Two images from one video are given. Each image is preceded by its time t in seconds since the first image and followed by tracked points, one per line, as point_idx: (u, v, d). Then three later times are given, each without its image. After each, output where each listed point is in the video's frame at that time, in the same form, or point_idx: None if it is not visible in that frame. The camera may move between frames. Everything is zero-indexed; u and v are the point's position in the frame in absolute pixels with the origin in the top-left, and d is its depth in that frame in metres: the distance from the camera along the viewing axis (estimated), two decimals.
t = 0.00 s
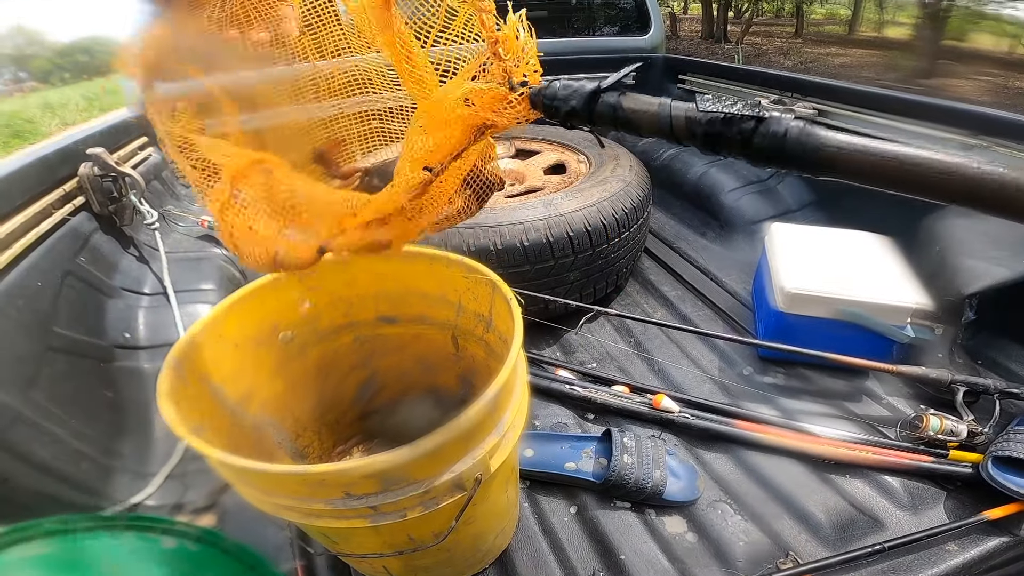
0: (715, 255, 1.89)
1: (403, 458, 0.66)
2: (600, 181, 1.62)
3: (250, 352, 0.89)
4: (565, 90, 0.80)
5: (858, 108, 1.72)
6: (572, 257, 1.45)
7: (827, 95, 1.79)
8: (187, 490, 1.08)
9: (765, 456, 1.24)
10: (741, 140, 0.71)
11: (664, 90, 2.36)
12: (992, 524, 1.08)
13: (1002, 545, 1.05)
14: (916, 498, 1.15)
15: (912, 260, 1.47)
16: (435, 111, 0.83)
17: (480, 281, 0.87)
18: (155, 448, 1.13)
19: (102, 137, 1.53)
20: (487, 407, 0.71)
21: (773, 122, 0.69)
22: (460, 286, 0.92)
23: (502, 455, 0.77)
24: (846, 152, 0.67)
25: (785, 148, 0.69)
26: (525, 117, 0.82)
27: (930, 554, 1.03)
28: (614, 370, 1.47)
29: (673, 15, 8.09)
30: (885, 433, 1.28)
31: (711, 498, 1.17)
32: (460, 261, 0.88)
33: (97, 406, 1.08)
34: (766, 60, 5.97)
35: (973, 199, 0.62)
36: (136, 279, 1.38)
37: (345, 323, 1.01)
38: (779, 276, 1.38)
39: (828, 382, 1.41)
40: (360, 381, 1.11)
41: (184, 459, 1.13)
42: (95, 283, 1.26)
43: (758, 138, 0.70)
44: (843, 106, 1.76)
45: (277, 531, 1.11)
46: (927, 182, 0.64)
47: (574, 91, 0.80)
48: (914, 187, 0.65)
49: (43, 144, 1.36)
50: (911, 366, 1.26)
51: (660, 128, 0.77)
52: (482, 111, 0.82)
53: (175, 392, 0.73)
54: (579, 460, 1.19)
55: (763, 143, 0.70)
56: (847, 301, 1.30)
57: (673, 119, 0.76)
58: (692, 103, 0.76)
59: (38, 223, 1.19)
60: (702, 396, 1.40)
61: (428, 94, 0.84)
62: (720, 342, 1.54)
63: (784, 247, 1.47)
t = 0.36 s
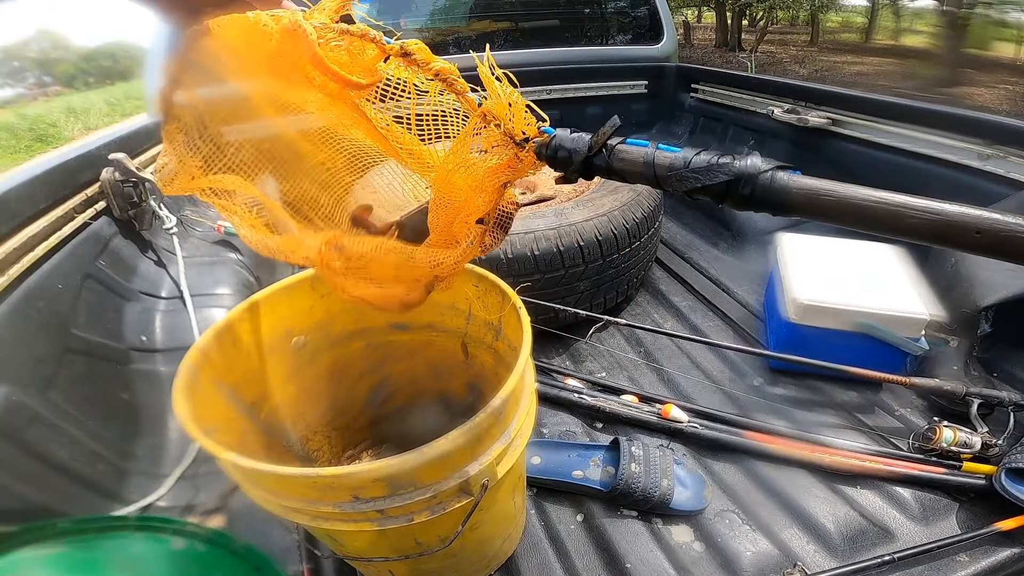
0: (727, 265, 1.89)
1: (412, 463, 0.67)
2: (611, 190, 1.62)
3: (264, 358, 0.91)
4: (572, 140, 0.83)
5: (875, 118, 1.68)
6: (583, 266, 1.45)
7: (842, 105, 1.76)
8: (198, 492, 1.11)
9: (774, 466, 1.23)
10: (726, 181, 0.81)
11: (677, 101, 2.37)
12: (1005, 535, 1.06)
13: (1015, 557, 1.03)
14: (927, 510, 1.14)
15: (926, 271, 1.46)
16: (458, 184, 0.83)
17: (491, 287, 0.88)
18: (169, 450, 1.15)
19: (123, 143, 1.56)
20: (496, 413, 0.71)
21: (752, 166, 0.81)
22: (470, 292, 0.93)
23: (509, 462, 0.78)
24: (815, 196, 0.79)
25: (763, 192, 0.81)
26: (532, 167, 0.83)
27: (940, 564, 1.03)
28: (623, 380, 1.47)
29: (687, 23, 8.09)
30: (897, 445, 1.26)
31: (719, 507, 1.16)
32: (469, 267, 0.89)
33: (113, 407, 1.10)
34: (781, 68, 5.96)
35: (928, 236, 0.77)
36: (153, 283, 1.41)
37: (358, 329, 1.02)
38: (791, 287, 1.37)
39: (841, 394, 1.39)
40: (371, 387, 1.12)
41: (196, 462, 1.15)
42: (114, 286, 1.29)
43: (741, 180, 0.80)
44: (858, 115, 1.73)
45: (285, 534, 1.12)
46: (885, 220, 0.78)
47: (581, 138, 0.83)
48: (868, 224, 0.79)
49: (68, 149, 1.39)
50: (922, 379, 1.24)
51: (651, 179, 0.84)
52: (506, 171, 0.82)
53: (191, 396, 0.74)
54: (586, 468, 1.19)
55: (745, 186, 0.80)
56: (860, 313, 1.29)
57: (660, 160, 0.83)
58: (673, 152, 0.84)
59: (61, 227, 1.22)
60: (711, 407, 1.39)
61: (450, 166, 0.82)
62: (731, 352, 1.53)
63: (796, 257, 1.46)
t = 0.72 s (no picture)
0: (734, 272, 1.88)
1: (416, 466, 0.67)
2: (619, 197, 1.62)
3: (272, 360, 0.92)
4: (579, 152, 0.99)
5: (883, 124, 1.65)
6: (589, 272, 1.46)
7: (850, 111, 1.74)
8: (203, 492, 1.12)
9: (779, 473, 1.22)
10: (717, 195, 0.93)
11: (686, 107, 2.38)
12: (1010, 543, 1.05)
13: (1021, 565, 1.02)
14: (934, 518, 1.13)
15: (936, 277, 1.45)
16: (455, 205, 0.87)
17: (497, 293, 0.88)
18: (175, 450, 1.16)
19: (136, 146, 1.58)
20: (499, 418, 0.71)
21: (744, 185, 0.92)
22: (475, 296, 0.94)
23: (512, 466, 0.78)
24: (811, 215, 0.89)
25: (754, 208, 0.91)
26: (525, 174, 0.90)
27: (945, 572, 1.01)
28: (628, 386, 1.47)
29: (697, 29, 8.09)
30: (904, 453, 1.25)
31: (722, 514, 1.16)
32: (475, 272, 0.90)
33: (122, 407, 1.11)
34: (791, 74, 5.95)
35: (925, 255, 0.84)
36: (163, 284, 1.43)
37: (365, 332, 1.03)
38: (797, 294, 1.37)
39: (848, 403, 1.38)
40: (377, 390, 1.13)
41: (202, 463, 1.17)
42: (125, 288, 1.31)
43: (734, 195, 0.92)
44: (867, 122, 1.69)
45: (288, 535, 1.13)
46: (878, 237, 0.85)
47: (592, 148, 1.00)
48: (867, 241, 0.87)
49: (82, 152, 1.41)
50: (930, 388, 1.22)
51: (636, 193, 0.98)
52: (505, 178, 0.86)
53: (199, 396, 0.75)
54: (589, 474, 1.18)
55: (735, 203, 0.92)
56: (868, 322, 1.28)
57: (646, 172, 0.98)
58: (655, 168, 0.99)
59: (74, 229, 1.24)
60: (717, 414, 1.38)
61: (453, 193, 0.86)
62: (737, 359, 1.52)
63: (803, 264, 1.45)
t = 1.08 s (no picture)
0: (737, 275, 1.88)
1: (418, 465, 0.67)
2: (624, 199, 1.62)
3: (275, 359, 0.92)
4: (556, 126, 1.10)
5: (892, 128, 1.63)
6: (592, 274, 1.46)
7: (854, 113, 1.73)
8: (205, 491, 1.12)
9: (781, 475, 1.22)
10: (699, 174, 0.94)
11: (688, 109, 2.37)
12: (1014, 545, 1.04)
13: None
14: (936, 520, 1.12)
15: (940, 281, 1.45)
16: (439, 163, 1.17)
17: (499, 294, 0.88)
18: (178, 449, 1.17)
19: (142, 145, 1.58)
20: (501, 418, 0.72)
21: (728, 164, 0.93)
22: (479, 299, 0.94)
23: (514, 466, 0.78)
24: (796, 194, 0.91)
25: (739, 185, 0.92)
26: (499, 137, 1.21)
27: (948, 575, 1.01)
28: (631, 388, 1.47)
29: (700, 33, 8.12)
30: (907, 456, 1.25)
31: (724, 516, 1.16)
32: (478, 274, 0.90)
33: (124, 405, 1.12)
34: (796, 77, 5.94)
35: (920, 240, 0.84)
36: (167, 284, 1.44)
37: (368, 332, 1.03)
38: (801, 297, 1.36)
39: (851, 406, 1.38)
40: (380, 391, 1.13)
41: (204, 462, 1.17)
42: (130, 287, 1.32)
43: (717, 174, 0.93)
44: (868, 124, 1.70)
45: (289, 535, 1.13)
46: (847, 218, 0.88)
47: (571, 122, 1.09)
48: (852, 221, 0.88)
49: (88, 152, 1.42)
50: (934, 391, 1.22)
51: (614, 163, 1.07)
52: (481, 146, 1.19)
53: (202, 393, 0.75)
54: (590, 476, 1.18)
55: (718, 180, 0.93)
56: (872, 324, 1.28)
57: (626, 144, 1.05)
58: (637, 138, 1.05)
59: (80, 227, 1.25)
60: (719, 416, 1.38)
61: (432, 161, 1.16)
62: (739, 362, 1.52)
63: (806, 267, 1.45)
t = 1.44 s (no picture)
0: (744, 279, 1.89)
1: (438, 459, 0.69)
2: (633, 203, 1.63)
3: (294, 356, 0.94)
4: (550, 160, 1.00)
5: (900, 133, 1.64)
6: (602, 277, 1.47)
7: (862, 118, 1.73)
8: (218, 489, 1.16)
9: (789, 476, 1.23)
10: (700, 210, 0.94)
11: (698, 113, 2.39)
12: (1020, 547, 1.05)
13: None
14: (943, 522, 1.13)
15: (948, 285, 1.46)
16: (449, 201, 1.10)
17: (517, 295, 0.90)
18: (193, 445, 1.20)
19: (159, 146, 1.61)
20: (519, 415, 0.73)
21: (732, 194, 0.92)
22: (495, 299, 0.95)
23: (529, 463, 0.80)
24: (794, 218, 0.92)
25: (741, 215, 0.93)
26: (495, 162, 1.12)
27: None
28: (640, 391, 1.48)
29: (707, 36, 8.14)
30: (914, 458, 1.25)
31: (732, 516, 1.17)
32: (495, 275, 0.92)
33: (142, 402, 1.14)
34: (804, 81, 5.95)
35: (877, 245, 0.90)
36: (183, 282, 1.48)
37: (385, 331, 1.05)
38: (809, 301, 1.37)
39: (859, 409, 1.39)
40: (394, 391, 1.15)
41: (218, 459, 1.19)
42: (147, 285, 1.35)
43: (718, 210, 0.93)
44: (878, 130, 1.69)
45: (302, 531, 1.15)
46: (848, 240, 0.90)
47: (565, 157, 0.99)
48: (833, 239, 0.91)
49: (108, 153, 1.44)
50: (942, 394, 1.23)
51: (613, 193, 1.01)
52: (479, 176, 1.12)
53: (226, 390, 0.77)
54: (600, 475, 1.20)
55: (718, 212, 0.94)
56: (881, 328, 1.29)
57: (626, 179, 0.97)
58: (637, 171, 0.97)
59: (102, 226, 1.27)
60: (727, 418, 1.39)
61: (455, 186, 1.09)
62: (747, 365, 1.53)
63: (814, 271, 1.47)
